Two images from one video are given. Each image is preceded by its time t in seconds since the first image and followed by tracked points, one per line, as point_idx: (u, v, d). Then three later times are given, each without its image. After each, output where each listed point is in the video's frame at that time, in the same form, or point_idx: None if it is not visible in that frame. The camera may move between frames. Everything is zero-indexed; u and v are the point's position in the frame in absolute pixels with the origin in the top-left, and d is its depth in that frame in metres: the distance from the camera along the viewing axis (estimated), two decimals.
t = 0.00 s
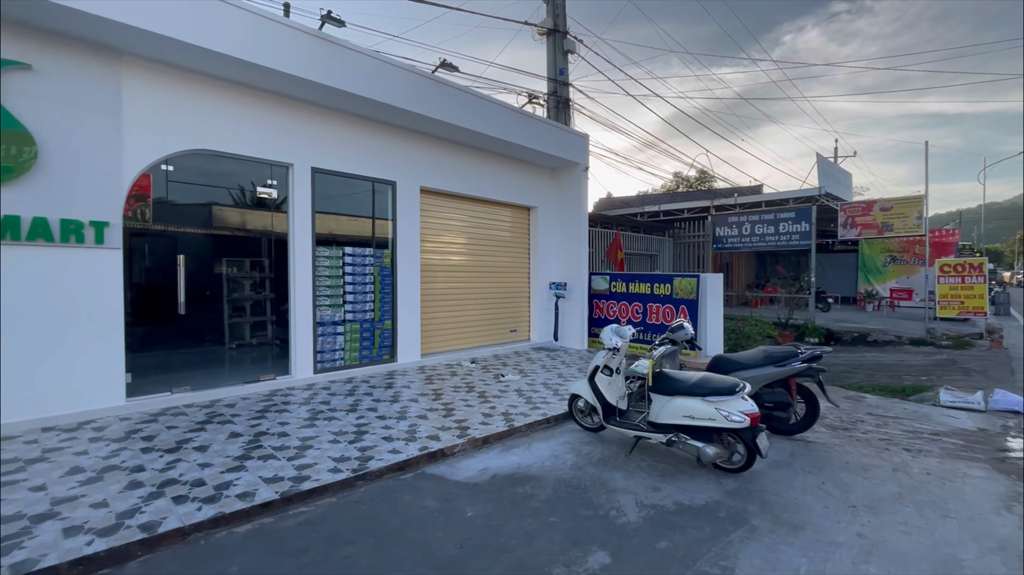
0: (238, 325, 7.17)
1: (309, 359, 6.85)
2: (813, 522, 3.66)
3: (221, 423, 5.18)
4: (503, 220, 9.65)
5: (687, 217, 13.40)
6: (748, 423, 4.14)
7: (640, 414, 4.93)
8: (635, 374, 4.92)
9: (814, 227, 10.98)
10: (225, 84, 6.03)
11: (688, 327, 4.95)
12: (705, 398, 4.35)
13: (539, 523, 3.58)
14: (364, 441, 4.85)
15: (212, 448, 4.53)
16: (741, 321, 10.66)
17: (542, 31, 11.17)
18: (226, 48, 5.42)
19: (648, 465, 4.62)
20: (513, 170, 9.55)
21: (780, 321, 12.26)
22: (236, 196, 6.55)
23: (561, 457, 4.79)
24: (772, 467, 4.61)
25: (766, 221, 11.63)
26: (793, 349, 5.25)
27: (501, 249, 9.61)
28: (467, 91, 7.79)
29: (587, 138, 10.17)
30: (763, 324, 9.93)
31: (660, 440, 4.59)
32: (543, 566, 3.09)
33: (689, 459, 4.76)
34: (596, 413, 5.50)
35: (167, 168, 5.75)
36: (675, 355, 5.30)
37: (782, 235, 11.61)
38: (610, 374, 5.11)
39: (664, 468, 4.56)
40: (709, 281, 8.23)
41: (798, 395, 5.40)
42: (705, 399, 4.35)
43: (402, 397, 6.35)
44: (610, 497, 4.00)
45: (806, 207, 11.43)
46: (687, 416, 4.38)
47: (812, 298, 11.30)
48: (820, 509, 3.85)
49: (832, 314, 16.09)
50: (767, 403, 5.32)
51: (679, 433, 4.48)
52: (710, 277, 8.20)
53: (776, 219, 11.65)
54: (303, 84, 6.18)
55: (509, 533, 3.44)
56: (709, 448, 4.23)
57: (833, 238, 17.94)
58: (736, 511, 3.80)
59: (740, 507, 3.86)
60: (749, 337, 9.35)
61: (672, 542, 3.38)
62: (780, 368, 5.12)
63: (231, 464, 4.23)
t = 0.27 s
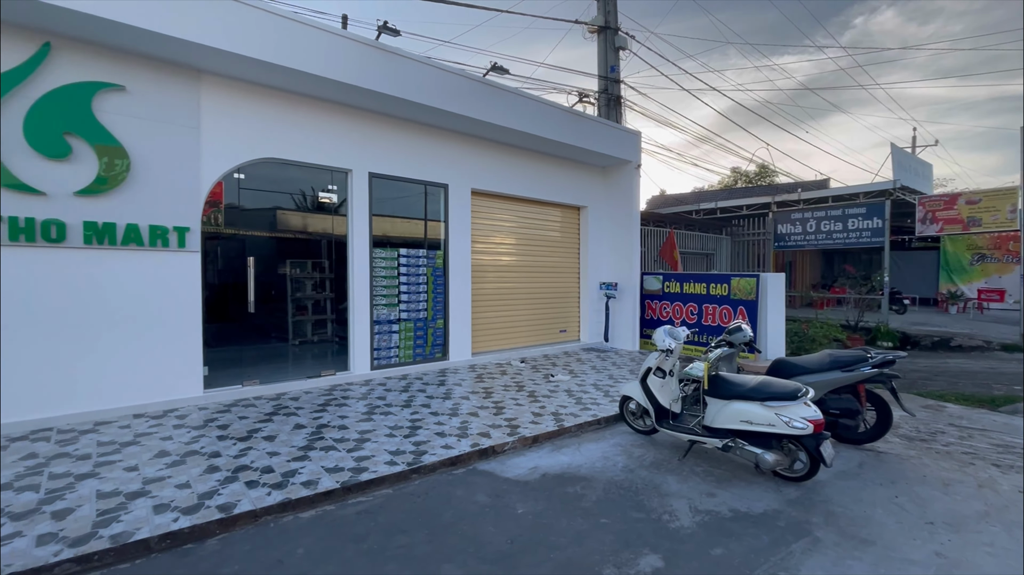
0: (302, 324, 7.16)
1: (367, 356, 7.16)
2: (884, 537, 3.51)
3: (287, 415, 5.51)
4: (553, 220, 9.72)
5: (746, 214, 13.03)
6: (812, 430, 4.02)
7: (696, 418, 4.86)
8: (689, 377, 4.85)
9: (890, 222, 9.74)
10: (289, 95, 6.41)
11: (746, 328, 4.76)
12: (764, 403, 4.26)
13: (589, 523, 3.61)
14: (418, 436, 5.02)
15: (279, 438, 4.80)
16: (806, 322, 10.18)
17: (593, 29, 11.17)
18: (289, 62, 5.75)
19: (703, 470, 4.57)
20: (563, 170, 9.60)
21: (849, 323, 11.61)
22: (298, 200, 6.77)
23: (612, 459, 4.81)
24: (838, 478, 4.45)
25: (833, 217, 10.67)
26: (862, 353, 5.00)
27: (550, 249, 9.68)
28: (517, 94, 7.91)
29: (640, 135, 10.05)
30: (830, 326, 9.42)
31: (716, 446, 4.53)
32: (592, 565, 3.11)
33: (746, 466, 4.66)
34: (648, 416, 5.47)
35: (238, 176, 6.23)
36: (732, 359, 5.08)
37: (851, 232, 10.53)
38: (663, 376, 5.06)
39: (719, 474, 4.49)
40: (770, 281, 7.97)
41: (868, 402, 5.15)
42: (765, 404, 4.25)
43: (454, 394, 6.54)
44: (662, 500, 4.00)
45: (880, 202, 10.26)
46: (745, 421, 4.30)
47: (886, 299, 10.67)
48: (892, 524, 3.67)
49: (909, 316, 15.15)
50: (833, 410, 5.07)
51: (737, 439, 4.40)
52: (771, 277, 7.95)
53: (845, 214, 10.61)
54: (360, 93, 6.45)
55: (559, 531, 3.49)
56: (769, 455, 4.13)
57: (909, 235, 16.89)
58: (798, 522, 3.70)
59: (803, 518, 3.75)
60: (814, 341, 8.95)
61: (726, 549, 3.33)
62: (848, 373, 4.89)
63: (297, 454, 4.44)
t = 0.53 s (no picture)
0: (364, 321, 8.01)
1: (424, 353, 7.39)
2: (978, 559, 3.19)
3: (351, 408, 5.79)
4: (608, 219, 9.68)
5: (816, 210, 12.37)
6: (891, 440, 3.76)
7: (759, 422, 4.65)
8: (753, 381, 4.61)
9: (984, 218, 9.61)
10: (351, 103, 6.71)
11: (816, 330, 4.42)
12: (835, 408, 4.02)
13: (646, 525, 3.53)
14: (474, 432, 5.12)
15: (344, 430, 5.04)
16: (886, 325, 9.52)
17: (649, 23, 11.03)
18: (349, 71, 6.03)
19: (768, 478, 4.36)
20: (618, 168, 9.52)
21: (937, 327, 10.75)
22: (359, 203, 7.21)
23: (669, 462, 4.70)
24: (922, 492, 4.10)
25: (920, 211, 10.43)
26: (949, 359, 4.63)
27: (605, 248, 9.64)
28: (572, 93, 7.92)
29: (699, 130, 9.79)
30: (912, 329, 8.75)
31: (782, 453, 4.28)
32: (648, 568, 3.02)
33: (816, 475, 4.40)
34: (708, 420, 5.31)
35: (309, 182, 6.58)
36: (800, 362, 4.94)
37: (941, 228, 10.30)
38: (724, 379, 4.90)
39: (786, 483, 4.27)
40: (843, 281, 7.52)
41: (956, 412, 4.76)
42: (836, 409, 4.02)
43: (509, 393, 6.65)
44: (723, 507, 3.83)
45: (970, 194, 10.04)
46: (814, 427, 4.07)
47: (980, 301, 9.78)
48: (985, 544, 3.34)
49: (1008, 320, 13.84)
50: (918, 420, 4.69)
51: (804, 446, 4.15)
52: (843, 276, 7.49)
53: (930, 208, 10.41)
54: (417, 97, 6.64)
55: (614, 532, 3.42)
56: (842, 465, 3.87)
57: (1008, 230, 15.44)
58: (874, 536, 3.44)
59: (881, 533, 3.49)
60: (895, 345, 8.33)
61: (793, 560, 3.15)
62: (932, 380, 4.55)
63: (360, 445, 4.62)
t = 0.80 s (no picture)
0: (419, 321, 7.80)
1: (479, 352, 7.54)
2: None
3: (409, 403, 6.00)
4: (664, 218, 9.51)
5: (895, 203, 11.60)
6: (982, 455, 3.43)
7: (829, 431, 4.46)
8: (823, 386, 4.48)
9: None
10: (409, 109, 6.93)
11: (893, 335, 4.28)
12: (916, 418, 3.74)
13: (705, 533, 3.45)
14: (528, 431, 5.21)
15: (403, 424, 5.24)
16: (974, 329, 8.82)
17: (709, 14, 10.74)
18: (408, 78, 6.22)
19: (839, 490, 4.15)
20: (677, 165, 9.33)
21: None
22: (416, 206, 7.33)
23: (730, 469, 4.58)
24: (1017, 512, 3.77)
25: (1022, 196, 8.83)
26: None
27: (661, 247, 9.49)
28: (627, 89, 7.81)
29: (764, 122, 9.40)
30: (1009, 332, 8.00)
31: (856, 463, 4.07)
32: None
33: (893, 489, 4.15)
34: (773, 426, 5.13)
35: (370, 185, 6.82)
36: (876, 368, 4.63)
37: None
38: (790, 384, 4.74)
39: (859, 496, 4.04)
40: (928, 282, 6.95)
41: None
42: (917, 420, 3.73)
43: (562, 393, 6.69)
44: (788, 518, 3.70)
45: None
46: (892, 438, 3.82)
47: None
48: None
49: None
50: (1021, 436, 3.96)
51: (882, 458, 3.92)
52: (928, 276, 6.92)
53: None
54: (472, 100, 6.76)
55: (672, 538, 3.37)
56: (924, 479, 3.61)
57: None
58: (960, 557, 3.20)
59: (967, 554, 3.24)
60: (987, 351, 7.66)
61: None
62: None
63: (418, 439, 4.80)
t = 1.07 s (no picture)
0: (472, 320, 7.66)
1: (531, 352, 7.62)
2: None
3: (463, 401, 6.13)
4: (722, 216, 9.25)
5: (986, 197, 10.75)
6: None
7: (909, 444, 4.19)
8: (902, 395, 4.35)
9: None
10: (463, 113, 7.08)
11: (986, 339, 4.04)
12: (1011, 432, 3.39)
13: (768, 542, 3.31)
14: (581, 432, 5.20)
15: (458, 421, 5.37)
16: None
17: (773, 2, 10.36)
18: (461, 82, 6.34)
19: (920, 505, 3.85)
20: (737, 161, 9.03)
21: None
22: (468, 208, 7.38)
23: (796, 478, 4.37)
24: None
25: None
26: None
27: (719, 245, 9.23)
28: (685, 84, 7.61)
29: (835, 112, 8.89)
30: None
31: (941, 479, 3.76)
32: None
33: (982, 507, 3.82)
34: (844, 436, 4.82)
35: (424, 188, 7.01)
36: (965, 377, 4.34)
37: None
38: (864, 391, 4.49)
39: (944, 513, 3.74)
40: None
41: None
42: (1012, 433, 3.38)
43: (615, 394, 6.64)
44: (863, 533, 3.43)
45: None
46: (982, 452, 3.49)
47: None
48: None
49: None
50: None
51: (971, 473, 3.58)
52: None
53: None
54: (525, 101, 6.81)
55: (732, 546, 3.25)
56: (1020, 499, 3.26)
57: None
58: None
59: None
60: None
61: None
62: None
63: (472, 437, 4.90)
